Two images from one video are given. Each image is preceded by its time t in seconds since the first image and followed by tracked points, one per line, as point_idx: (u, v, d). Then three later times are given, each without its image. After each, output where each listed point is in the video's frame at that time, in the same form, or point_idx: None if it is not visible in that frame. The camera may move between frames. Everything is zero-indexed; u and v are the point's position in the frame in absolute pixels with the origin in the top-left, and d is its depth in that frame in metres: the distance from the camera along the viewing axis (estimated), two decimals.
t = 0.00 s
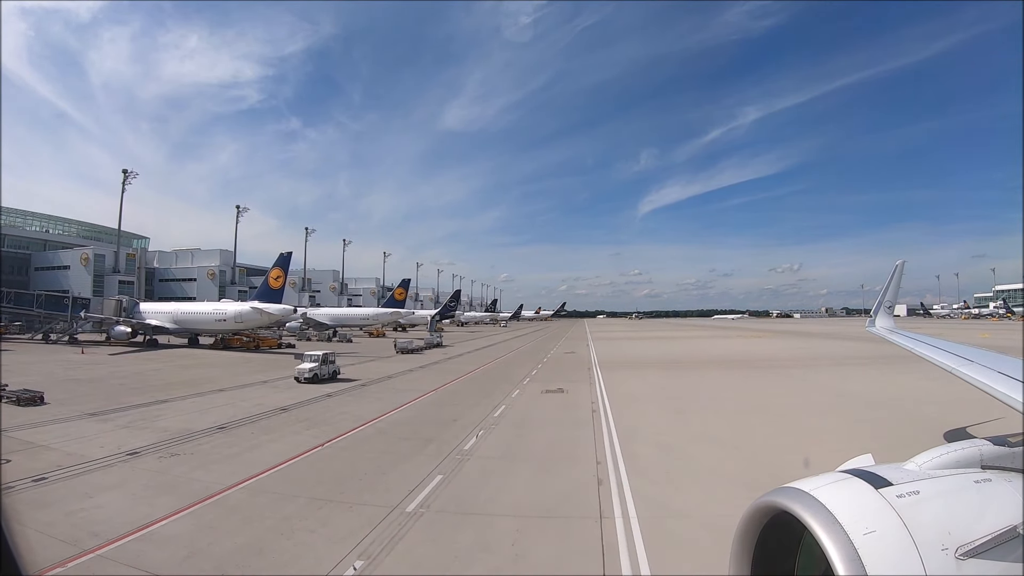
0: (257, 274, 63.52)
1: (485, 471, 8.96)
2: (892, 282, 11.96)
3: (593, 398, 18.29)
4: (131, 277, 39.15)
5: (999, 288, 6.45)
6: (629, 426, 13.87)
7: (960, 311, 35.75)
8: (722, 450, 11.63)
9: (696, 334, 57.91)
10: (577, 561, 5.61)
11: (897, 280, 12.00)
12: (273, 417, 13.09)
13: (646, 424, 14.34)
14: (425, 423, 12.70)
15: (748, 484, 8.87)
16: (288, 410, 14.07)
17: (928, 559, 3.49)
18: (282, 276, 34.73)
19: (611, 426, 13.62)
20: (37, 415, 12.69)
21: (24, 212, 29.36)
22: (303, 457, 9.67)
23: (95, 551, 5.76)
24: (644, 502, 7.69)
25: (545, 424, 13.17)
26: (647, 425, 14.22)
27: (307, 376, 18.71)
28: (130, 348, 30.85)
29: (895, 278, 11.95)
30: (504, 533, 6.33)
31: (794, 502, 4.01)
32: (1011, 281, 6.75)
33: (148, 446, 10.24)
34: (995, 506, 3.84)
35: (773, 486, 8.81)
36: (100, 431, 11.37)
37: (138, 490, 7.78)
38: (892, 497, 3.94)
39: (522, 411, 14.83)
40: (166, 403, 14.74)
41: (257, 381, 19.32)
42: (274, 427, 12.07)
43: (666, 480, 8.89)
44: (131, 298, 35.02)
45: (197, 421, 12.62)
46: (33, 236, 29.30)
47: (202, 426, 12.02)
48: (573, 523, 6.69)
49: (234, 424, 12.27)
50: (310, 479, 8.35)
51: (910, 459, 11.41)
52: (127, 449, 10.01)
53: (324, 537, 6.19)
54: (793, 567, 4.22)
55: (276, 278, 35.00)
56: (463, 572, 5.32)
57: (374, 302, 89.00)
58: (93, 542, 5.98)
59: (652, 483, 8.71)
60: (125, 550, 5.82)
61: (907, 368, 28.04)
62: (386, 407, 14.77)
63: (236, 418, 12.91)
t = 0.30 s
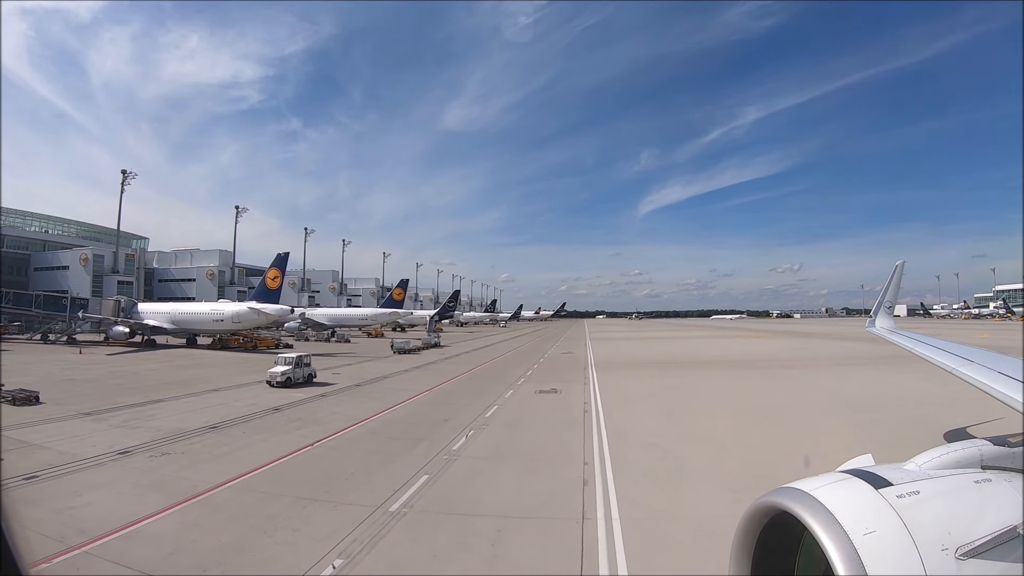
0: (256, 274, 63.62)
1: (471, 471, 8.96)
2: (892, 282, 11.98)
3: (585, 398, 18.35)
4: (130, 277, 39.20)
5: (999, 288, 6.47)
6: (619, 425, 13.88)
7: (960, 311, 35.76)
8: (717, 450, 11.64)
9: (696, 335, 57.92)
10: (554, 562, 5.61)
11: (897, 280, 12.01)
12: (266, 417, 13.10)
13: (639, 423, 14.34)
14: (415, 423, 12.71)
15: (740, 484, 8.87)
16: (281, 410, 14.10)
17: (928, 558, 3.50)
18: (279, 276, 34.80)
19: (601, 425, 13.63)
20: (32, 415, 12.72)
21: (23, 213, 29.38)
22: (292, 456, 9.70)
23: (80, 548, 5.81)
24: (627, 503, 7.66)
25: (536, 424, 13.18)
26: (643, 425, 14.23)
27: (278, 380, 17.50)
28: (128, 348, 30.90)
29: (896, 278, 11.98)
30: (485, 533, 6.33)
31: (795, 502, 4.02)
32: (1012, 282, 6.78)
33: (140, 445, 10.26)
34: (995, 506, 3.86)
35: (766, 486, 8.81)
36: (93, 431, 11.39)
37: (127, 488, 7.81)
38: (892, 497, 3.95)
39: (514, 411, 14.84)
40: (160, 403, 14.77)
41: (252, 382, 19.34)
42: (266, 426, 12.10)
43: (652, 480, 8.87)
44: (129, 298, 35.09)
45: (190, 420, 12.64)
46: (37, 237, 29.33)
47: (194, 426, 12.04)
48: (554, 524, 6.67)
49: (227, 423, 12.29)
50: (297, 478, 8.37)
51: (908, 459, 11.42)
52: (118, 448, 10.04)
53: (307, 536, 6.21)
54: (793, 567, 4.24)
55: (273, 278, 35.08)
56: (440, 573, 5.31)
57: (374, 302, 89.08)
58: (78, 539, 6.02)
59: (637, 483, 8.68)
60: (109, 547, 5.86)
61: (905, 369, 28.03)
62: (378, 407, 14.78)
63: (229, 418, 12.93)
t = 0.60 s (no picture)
0: (255, 274, 63.75)
1: (458, 471, 8.96)
2: (892, 282, 11.99)
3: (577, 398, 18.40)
4: (129, 278, 39.29)
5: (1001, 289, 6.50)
6: (609, 425, 13.89)
7: (961, 311, 35.76)
8: (713, 450, 11.65)
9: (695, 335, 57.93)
10: (532, 562, 5.63)
11: (897, 280, 12.00)
12: (259, 417, 13.12)
13: (632, 423, 14.34)
14: (406, 423, 12.71)
15: (732, 484, 8.87)
16: (274, 410, 14.13)
17: (928, 558, 3.52)
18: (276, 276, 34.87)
19: (591, 425, 13.63)
20: (27, 415, 12.75)
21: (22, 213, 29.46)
22: (282, 455, 9.72)
23: (67, 544, 5.86)
24: (611, 504, 7.62)
25: (527, 424, 13.19)
26: (638, 425, 14.26)
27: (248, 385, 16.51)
28: (126, 348, 30.97)
29: (896, 279, 12.00)
30: (465, 533, 6.33)
31: (793, 501, 4.06)
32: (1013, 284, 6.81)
33: (132, 444, 10.28)
34: (996, 507, 3.86)
35: (758, 486, 8.82)
36: (86, 430, 11.42)
37: (116, 486, 7.84)
38: (892, 498, 3.96)
39: (507, 411, 14.84)
40: (154, 403, 14.80)
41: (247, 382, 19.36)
42: (258, 426, 12.12)
43: (638, 481, 8.85)
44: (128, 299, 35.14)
45: (183, 420, 12.66)
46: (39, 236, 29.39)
47: (186, 425, 12.06)
48: (535, 525, 6.65)
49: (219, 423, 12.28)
50: (284, 477, 8.39)
51: (905, 459, 11.43)
52: (110, 447, 10.07)
53: (290, 535, 6.23)
54: (793, 566, 4.26)
55: (270, 278, 35.15)
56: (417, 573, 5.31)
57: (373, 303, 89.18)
58: (65, 536, 6.06)
59: (623, 484, 8.64)
60: (95, 544, 5.89)
61: (904, 369, 28.03)
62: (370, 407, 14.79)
63: (221, 418, 12.95)
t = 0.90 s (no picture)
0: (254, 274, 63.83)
1: (444, 471, 8.97)
2: (892, 283, 12.01)
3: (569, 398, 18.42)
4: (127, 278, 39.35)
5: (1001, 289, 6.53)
6: (599, 425, 13.90)
7: (961, 311, 35.78)
8: (708, 451, 11.67)
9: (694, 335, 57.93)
10: (509, 562, 5.65)
11: (897, 281, 12.02)
12: (251, 417, 13.14)
13: (625, 423, 14.35)
14: (397, 423, 12.73)
15: (722, 484, 8.88)
16: (266, 410, 14.16)
17: (928, 558, 3.52)
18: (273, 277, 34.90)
19: (581, 425, 13.64)
20: (21, 414, 12.79)
21: (20, 213, 29.51)
22: (271, 455, 9.74)
23: (53, 541, 5.91)
24: (594, 504, 7.61)
25: (517, 425, 13.20)
26: (632, 424, 14.28)
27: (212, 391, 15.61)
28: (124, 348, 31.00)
29: (895, 279, 12.02)
30: (446, 533, 6.35)
31: (793, 502, 4.07)
32: (1012, 284, 6.83)
33: (123, 444, 10.31)
34: (996, 507, 3.85)
35: (748, 486, 8.84)
36: (79, 429, 11.45)
37: (104, 484, 7.88)
38: (893, 498, 3.98)
39: (498, 411, 14.86)
40: (149, 402, 14.82)
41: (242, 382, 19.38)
42: (249, 426, 12.14)
43: (623, 481, 8.85)
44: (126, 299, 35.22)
45: (175, 419, 12.68)
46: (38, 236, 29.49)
47: (178, 425, 12.08)
48: (515, 526, 6.66)
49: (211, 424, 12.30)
50: (271, 477, 8.43)
51: (902, 459, 11.44)
52: (101, 446, 10.10)
53: (272, 533, 6.26)
54: (794, 566, 4.27)
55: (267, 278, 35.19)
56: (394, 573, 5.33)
57: (372, 303, 89.26)
58: (50, 533, 6.11)
59: (606, 484, 8.62)
60: (80, 541, 5.93)
61: (903, 369, 28.00)
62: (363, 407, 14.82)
63: (214, 418, 12.97)
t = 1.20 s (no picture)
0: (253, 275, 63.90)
1: (431, 471, 8.98)
2: (892, 283, 12.01)
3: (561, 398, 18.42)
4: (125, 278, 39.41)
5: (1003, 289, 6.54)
6: (589, 425, 13.90)
7: (960, 311, 35.86)
8: (704, 450, 11.68)
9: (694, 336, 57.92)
10: (485, 562, 5.65)
11: (897, 282, 12.03)
12: (243, 416, 13.17)
13: (616, 423, 14.35)
14: (387, 423, 12.74)
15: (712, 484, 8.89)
16: (259, 409, 14.20)
17: (928, 558, 3.53)
18: (270, 277, 34.93)
19: (571, 425, 13.64)
20: (15, 414, 12.83)
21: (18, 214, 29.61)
22: (260, 454, 9.78)
23: (40, 537, 5.97)
24: (576, 505, 7.59)
25: (507, 425, 13.19)
26: (627, 424, 14.31)
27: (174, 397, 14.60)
28: (121, 348, 31.04)
29: (895, 279, 12.03)
30: (426, 533, 6.36)
31: (795, 502, 4.07)
32: (1010, 284, 6.85)
33: (114, 443, 10.35)
34: (996, 507, 3.86)
35: (738, 486, 8.86)
36: (71, 429, 11.48)
37: (94, 482, 7.93)
38: (893, 498, 4.00)
39: (490, 412, 14.89)
40: (142, 402, 14.85)
41: (236, 382, 19.41)
42: (241, 425, 12.18)
43: (608, 482, 8.81)
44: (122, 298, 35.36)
45: (168, 419, 12.72)
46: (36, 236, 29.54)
47: (170, 425, 12.11)
48: (495, 526, 6.65)
49: (204, 421, 12.47)
50: (259, 476, 8.44)
51: (899, 459, 11.46)
52: (93, 445, 10.14)
53: (255, 531, 6.31)
54: (794, 567, 4.29)
55: (264, 279, 35.22)
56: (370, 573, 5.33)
57: (371, 303, 89.27)
58: (36, 530, 6.16)
59: (591, 485, 8.59)
60: (67, 537, 6.00)
61: (902, 369, 28.00)
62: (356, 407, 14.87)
63: (206, 418, 13.00)
